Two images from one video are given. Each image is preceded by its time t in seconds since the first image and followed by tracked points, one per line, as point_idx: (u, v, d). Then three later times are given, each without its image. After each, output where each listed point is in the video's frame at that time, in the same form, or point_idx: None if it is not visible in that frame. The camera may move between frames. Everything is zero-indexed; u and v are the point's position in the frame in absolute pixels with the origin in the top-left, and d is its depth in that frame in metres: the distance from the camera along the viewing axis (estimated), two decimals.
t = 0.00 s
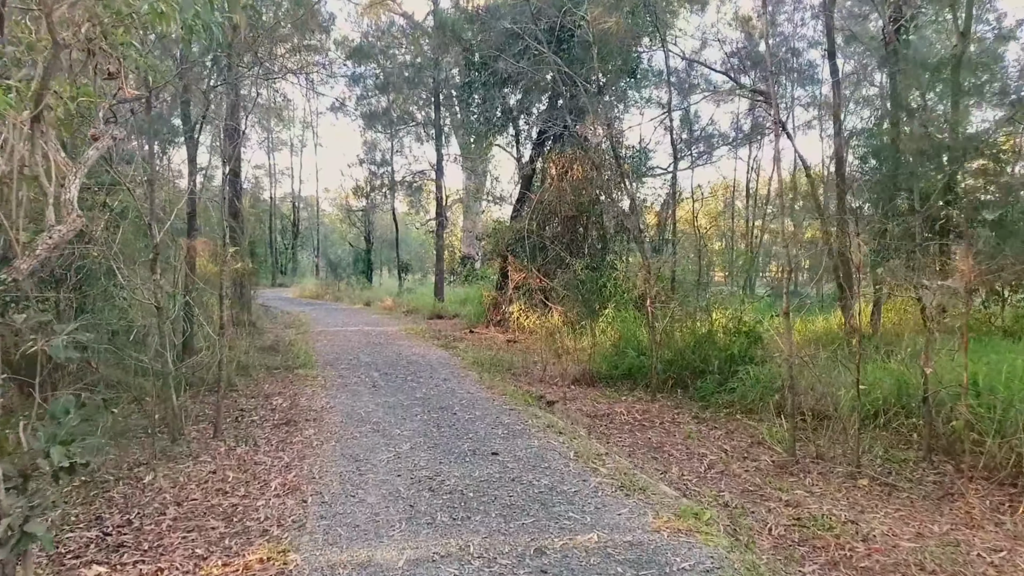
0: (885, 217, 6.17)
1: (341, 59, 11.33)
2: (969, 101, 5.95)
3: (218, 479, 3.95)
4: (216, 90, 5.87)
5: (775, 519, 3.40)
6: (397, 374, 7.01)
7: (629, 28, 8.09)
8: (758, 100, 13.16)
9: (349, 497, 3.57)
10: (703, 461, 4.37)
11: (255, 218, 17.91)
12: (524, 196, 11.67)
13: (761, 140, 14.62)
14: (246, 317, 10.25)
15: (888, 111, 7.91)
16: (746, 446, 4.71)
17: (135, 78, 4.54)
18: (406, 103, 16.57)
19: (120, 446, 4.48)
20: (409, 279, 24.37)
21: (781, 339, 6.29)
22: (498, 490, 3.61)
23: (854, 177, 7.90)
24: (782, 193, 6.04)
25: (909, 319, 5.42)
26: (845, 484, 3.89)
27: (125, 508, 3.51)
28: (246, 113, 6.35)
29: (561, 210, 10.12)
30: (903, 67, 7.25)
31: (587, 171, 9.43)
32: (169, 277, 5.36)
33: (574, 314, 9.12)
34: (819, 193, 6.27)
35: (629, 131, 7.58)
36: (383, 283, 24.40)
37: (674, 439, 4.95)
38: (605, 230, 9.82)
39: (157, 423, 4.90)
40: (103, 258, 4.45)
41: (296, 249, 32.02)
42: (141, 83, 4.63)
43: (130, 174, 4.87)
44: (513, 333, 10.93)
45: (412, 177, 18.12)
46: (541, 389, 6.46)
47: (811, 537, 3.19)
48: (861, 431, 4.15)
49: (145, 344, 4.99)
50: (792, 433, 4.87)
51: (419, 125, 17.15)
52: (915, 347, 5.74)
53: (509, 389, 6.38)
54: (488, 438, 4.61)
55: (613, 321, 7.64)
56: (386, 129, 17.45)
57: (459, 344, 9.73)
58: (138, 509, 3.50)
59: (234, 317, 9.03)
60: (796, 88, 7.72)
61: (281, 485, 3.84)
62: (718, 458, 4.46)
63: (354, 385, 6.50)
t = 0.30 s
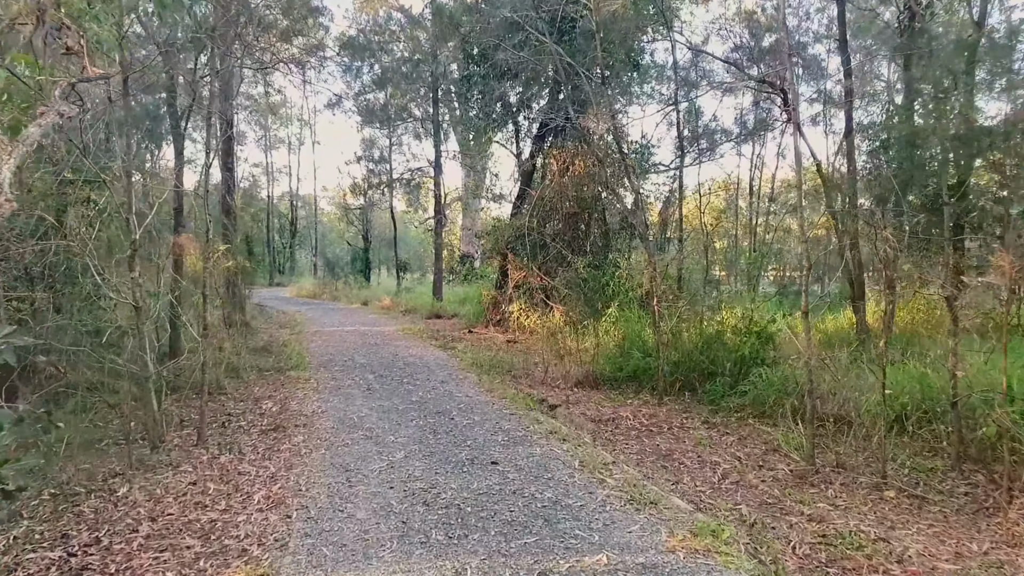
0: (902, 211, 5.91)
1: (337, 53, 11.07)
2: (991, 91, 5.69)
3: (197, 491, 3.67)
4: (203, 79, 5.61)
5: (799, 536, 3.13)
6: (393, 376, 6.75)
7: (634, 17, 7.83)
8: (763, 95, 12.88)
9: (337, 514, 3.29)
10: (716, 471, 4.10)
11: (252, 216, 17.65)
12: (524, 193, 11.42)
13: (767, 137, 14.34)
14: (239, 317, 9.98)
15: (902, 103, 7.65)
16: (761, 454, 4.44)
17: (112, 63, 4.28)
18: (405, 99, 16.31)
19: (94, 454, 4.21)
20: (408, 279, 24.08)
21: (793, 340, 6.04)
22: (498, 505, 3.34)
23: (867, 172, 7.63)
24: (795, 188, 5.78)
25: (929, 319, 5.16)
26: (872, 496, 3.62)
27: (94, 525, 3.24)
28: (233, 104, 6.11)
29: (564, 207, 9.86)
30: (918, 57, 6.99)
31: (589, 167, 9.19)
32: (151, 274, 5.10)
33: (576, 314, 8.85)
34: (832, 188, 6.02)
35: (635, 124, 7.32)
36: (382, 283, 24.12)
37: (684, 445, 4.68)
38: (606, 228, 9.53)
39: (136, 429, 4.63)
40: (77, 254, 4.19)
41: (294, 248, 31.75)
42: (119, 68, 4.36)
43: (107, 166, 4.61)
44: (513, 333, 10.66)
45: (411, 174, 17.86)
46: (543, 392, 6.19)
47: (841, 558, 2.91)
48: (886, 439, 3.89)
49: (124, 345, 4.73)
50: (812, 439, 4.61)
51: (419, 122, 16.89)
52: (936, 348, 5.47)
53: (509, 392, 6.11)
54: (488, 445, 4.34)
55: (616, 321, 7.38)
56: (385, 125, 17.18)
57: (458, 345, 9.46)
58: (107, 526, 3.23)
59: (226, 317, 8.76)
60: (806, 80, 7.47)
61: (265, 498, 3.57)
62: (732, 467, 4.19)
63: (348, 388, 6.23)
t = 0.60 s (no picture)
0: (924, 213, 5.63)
1: (333, 49, 10.81)
2: (1017, 86, 5.42)
3: (175, 515, 3.38)
4: (189, 73, 5.34)
5: (834, 569, 2.84)
6: (390, 384, 6.46)
7: (640, 11, 7.56)
8: (769, 93, 12.60)
9: (326, 543, 3.01)
10: (735, 491, 3.82)
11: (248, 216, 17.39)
12: (525, 193, 11.14)
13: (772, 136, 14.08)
14: (232, 320, 9.70)
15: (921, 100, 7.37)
16: (782, 472, 4.16)
17: (87, 53, 4.00)
18: (404, 97, 16.03)
19: (65, 471, 3.93)
20: (407, 280, 23.80)
21: (809, 347, 5.75)
22: (502, 533, 3.06)
23: (881, 171, 7.36)
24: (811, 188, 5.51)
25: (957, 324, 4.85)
26: (907, 521, 3.34)
27: (59, 555, 2.96)
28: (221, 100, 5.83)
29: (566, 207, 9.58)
30: (936, 52, 6.72)
31: (594, 166, 8.96)
32: (133, 278, 4.82)
33: (580, 317, 8.54)
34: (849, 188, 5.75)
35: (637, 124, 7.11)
36: (380, 284, 23.82)
37: (698, 462, 4.40)
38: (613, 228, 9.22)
39: (115, 444, 4.35)
40: (48, 258, 3.91)
41: (292, 248, 31.46)
42: (95, 59, 4.09)
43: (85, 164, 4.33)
44: (514, 337, 10.38)
45: (409, 174, 17.59)
46: (546, 401, 5.91)
47: None
48: (920, 458, 3.60)
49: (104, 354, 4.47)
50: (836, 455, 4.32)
51: (418, 120, 16.61)
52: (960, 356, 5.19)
53: (511, 401, 5.83)
54: (489, 463, 4.06)
55: (621, 325, 7.10)
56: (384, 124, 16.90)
57: (457, 350, 9.16)
58: (72, 556, 2.94)
59: (218, 321, 8.48)
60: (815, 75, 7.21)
61: (248, 524, 3.28)
62: (752, 487, 3.91)
63: (342, 397, 5.95)
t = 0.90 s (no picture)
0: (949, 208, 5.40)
1: (334, 43, 10.60)
2: None
3: (158, 530, 3.15)
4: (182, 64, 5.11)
5: None
6: (389, 387, 6.24)
7: (647, 2, 7.35)
8: (776, 90, 12.39)
9: (321, 563, 2.78)
10: (756, 503, 3.59)
11: (247, 215, 17.18)
12: (528, 190, 10.92)
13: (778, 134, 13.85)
14: (228, 320, 9.48)
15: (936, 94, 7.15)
16: (803, 482, 3.93)
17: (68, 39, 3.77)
18: (406, 94, 15.81)
19: (45, 481, 3.71)
20: (408, 279, 23.59)
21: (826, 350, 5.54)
22: (509, 551, 2.83)
23: (896, 168, 7.14)
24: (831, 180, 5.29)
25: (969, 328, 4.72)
26: (942, 537, 3.11)
27: None
28: (214, 91, 5.60)
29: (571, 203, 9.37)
30: (956, 43, 6.50)
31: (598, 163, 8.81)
32: (119, 276, 4.59)
33: (585, 317, 8.30)
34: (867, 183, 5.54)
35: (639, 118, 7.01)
36: (380, 283, 23.61)
37: (713, 471, 4.17)
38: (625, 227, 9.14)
39: (99, 451, 4.12)
40: (27, 255, 3.70)
41: (292, 248, 31.25)
42: (77, 44, 3.86)
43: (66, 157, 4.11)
44: (516, 337, 10.16)
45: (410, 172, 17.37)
46: (552, 405, 5.68)
47: None
48: (956, 469, 3.38)
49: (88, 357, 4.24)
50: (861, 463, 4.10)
51: (419, 118, 16.39)
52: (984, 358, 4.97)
53: (515, 405, 5.61)
54: (494, 472, 3.83)
55: (628, 326, 6.88)
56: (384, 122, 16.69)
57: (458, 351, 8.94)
58: None
59: (213, 321, 8.26)
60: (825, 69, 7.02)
61: (237, 540, 3.05)
62: (774, 498, 3.69)
63: (340, 400, 5.72)
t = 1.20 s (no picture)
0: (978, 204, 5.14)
1: (334, 38, 10.37)
2: None
3: (135, 553, 2.90)
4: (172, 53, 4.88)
5: None
6: (389, 391, 5.99)
7: None
8: (783, 87, 12.14)
9: None
10: (782, 522, 3.34)
11: (245, 213, 16.95)
12: (532, 188, 10.68)
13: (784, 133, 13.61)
14: (223, 321, 9.24)
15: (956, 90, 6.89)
16: (830, 497, 3.68)
17: (42, 24, 3.50)
18: (407, 91, 15.57)
19: (18, 497, 3.47)
20: (409, 279, 23.33)
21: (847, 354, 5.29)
22: None
23: (915, 164, 6.88)
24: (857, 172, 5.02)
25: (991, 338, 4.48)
26: (989, 562, 2.85)
27: None
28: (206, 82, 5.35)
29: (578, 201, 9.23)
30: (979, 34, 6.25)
31: (602, 160, 8.64)
32: (103, 276, 4.35)
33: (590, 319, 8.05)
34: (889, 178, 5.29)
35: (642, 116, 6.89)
36: (381, 283, 23.36)
37: (733, 485, 3.92)
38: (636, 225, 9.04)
39: (78, 463, 3.88)
40: None
41: (292, 247, 31.01)
42: (54, 28, 3.62)
43: (43, 149, 3.87)
44: (520, 339, 9.91)
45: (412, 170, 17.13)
46: (559, 412, 5.43)
47: None
48: (1002, 486, 3.11)
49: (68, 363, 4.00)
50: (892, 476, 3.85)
51: (421, 116, 16.16)
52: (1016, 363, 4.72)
53: (520, 411, 5.36)
54: (499, 486, 3.58)
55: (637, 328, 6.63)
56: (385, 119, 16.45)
57: (460, 353, 8.69)
58: None
59: (207, 322, 8.02)
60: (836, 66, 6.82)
61: (220, 564, 2.80)
62: (800, 516, 3.43)
63: (337, 407, 5.48)
